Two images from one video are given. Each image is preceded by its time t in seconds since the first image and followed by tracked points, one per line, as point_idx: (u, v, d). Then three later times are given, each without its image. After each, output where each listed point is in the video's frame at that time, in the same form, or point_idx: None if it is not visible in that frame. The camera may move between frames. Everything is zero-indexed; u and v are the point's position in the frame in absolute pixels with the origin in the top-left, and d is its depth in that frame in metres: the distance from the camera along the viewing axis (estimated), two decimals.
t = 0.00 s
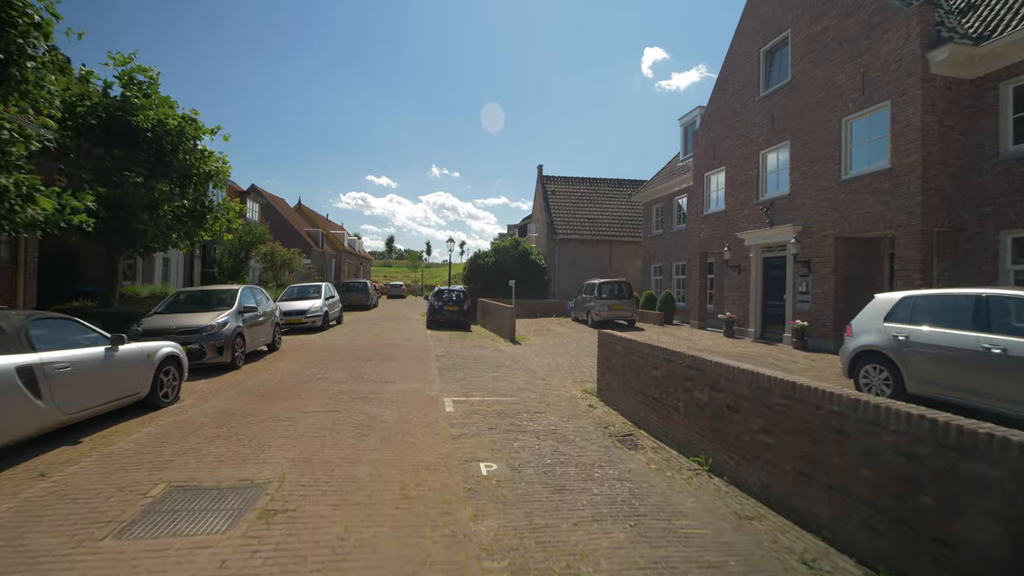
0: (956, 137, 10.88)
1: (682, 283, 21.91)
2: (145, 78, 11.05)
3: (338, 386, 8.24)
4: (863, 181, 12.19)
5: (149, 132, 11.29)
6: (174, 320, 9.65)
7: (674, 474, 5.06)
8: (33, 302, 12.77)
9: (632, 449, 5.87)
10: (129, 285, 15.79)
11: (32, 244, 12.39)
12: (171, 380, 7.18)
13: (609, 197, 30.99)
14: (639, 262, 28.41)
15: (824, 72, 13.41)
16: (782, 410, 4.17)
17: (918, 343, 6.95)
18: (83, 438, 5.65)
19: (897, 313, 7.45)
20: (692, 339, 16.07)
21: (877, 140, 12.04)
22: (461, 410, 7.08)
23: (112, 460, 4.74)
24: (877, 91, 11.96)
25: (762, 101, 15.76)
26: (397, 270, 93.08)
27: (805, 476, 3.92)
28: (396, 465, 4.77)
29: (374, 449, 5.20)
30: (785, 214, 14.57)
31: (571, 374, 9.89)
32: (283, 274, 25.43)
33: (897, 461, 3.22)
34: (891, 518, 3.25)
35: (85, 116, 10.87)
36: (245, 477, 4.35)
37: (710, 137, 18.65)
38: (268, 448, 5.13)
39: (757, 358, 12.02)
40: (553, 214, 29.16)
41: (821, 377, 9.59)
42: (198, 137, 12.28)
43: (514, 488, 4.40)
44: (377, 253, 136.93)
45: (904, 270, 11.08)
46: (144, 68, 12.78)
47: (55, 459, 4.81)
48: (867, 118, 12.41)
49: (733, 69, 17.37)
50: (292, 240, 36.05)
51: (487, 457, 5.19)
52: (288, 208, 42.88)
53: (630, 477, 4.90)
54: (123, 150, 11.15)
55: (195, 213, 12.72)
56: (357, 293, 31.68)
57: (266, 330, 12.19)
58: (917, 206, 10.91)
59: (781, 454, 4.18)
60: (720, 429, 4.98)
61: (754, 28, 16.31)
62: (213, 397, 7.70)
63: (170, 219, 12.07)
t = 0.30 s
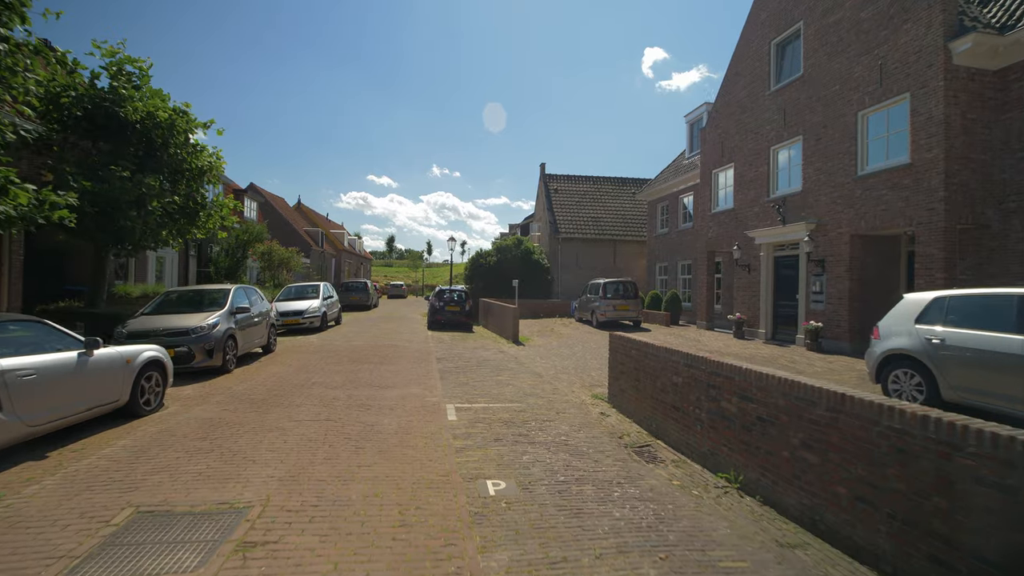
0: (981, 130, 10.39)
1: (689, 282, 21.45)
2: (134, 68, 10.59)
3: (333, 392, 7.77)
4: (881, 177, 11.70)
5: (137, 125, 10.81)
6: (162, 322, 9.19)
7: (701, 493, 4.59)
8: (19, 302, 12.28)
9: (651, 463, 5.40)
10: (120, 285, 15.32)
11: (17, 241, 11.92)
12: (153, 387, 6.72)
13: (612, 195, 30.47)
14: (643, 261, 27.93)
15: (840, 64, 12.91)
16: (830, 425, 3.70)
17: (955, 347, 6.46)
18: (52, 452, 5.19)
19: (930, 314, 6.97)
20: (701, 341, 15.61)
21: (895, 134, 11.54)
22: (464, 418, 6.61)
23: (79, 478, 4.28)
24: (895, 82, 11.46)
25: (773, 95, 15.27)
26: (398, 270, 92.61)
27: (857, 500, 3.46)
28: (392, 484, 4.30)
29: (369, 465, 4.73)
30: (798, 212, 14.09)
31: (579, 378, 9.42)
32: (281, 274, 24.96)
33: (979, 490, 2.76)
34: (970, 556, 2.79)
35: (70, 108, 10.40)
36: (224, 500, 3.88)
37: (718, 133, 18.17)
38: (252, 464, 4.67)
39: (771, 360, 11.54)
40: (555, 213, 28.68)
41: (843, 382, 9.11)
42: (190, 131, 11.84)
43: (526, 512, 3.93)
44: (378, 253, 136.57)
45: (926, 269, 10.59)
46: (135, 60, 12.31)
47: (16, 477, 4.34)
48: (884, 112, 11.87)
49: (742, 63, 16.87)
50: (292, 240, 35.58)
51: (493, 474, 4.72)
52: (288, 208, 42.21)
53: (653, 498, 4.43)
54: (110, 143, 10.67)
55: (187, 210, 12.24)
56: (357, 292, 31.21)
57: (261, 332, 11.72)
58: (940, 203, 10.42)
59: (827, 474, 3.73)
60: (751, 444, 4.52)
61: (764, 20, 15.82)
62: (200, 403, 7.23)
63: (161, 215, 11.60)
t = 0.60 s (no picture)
0: (1007, 123, 9.92)
1: (694, 282, 21.02)
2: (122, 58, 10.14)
3: (327, 399, 7.30)
4: (900, 172, 11.24)
5: (123, 118, 10.34)
6: (148, 324, 8.71)
7: (731, 515, 4.14)
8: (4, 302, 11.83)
9: (672, 479, 4.94)
10: (111, 285, 14.85)
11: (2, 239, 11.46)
12: (133, 395, 6.25)
13: (615, 194, 30.02)
14: (647, 261, 27.48)
15: (856, 56, 12.44)
16: (888, 445, 3.24)
17: (995, 351, 5.99)
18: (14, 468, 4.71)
19: (966, 316, 6.49)
20: (709, 342, 15.16)
21: (915, 129, 11.07)
22: (467, 427, 6.15)
23: (36, 501, 3.82)
24: (915, 75, 11.00)
25: (784, 90, 14.80)
26: (398, 270, 92.21)
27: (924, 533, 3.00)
28: (388, 508, 3.83)
29: (363, 484, 4.27)
30: (810, 209, 13.63)
31: (586, 383, 8.97)
32: (278, 274, 24.48)
33: None
34: None
35: (54, 100, 9.93)
36: (195, 529, 3.42)
37: (726, 130, 17.71)
38: (233, 484, 4.21)
39: (785, 363, 11.08)
40: (558, 212, 28.24)
41: (864, 387, 8.64)
42: (181, 125, 11.40)
43: (540, 542, 3.46)
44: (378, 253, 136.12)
45: (948, 268, 10.12)
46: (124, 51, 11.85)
47: None
48: (903, 105, 11.40)
49: (752, 57, 16.42)
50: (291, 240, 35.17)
51: (501, 494, 4.26)
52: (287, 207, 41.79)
53: (680, 522, 3.96)
54: (95, 137, 10.20)
55: (177, 207, 11.76)
56: (356, 293, 30.75)
57: (254, 333, 11.26)
58: (963, 199, 9.96)
59: (884, 501, 3.27)
60: (787, 462, 4.06)
61: (775, 13, 15.35)
62: (184, 411, 6.77)
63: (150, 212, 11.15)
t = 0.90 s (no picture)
0: None
1: (699, 282, 20.56)
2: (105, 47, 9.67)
3: (317, 406, 6.84)
4: (919, 166, 10.77)
5: (106, 110, 9.86)
6: (129, 325, 8.24)
7: (764, 542, 3.68)
8: None
9: (693, 498, 4.48)
10: (99, 285, 14.36)
11: None
12: (104, 403, 5.77)
13: (617, 192, 29.56)
14: (650, 260, 27.01)
15: (870, 46, 11.97)
16: (958, 471, 2.78)
17: None
18: None
19: (1004, 317, 6.03)
20: (716, 343, 14.70)
21: (934, 121, 10.62)
22: (466, 438, 5.69)
23: None
24: (934, 64, 10.53)
25: (795, 83, 14.33)
26: (398, 270, 91.77)
27: None
28: (376, 537, 3.36)
29: (350, 507, 3.80)
30: (822, 206, 13.17)
31: (593, 388, 8.51)
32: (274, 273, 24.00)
33: None
34: None
35: (33, 90, 9.44)
36: (151, 567, 2.95)
37: (733, 125, 17.24)
38: (203, 507, 3.74)
39: (799, 366, 10.61)
40: (559, 210, 27.76)
41: (887, 392, 8.19)
42: (168, 118, 10.92)
43: None
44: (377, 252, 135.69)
45: (971, 266, 9.64)
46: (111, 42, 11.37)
47: None
48: (922, 96, 10.92)
49: (760, 49, 15.94)
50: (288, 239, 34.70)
51: (504, 519, 3.79)
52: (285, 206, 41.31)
53: (708, 552, 3.50)
54: (76, 129, 9.72)
55: (163, 203, 11.28)
56: (354, 292, 30.27)
57: (245, 335, 10.81)
58: (987, 193, 9.49)
59: (954, 536, 2.80)
60: (830, 484, 3.60)
61: (784, 3, 14.87)
62: (163, 419, 6.31)
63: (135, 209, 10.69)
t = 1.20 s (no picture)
0: None
1: (705, 282, 20.11)
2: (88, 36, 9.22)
3: (309, 415, 6.37)
4: (940, 162, 10.31)
5: (88, 100, 9.38)
6: (110, 328, 7.78)
7: None
8: None
9: (723, 524, 4.02)
10: (88, 285, 13.88)
11: None
12: (75, 413, 5.28)
13: (620, 191, 29.10)
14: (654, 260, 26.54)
15: (888, 37, 11.50)
16: None
17: None
18: None
19: None
20: (725, 346, 14.24)
21: (956, 114, 10.16)
22: (469, 453, 5.21)
23: None
24: (957, 54, 10.07)
25: (807, 76, 13.86)
26: (398, 270, 91.32)
27: None
28: None
29: (338, 539, 3.33)
30: (837, 204, 12.70)
31: (602, 395, 8.04)
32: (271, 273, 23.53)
33: None
34: None
35: (11, 80, 8.97)
36: None
37: (741, 121, 16.78)
38: (170, 540, 3.27)
39: (816, 370, 10.13)
40: (561, 210, 27.31)
41: (915, 399, 7.72)
42: (157, 111, 10.47)
43: None
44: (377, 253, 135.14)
45: (998, 265, 9.18)
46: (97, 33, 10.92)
47: None
48: (943, 88, 10.46)
49: (770, 42, 15.47)
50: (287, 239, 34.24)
51: (513, 554, 3.31)
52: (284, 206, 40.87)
53: None
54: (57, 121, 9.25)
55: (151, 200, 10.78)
56: (353, 293, 29.78)
57: (236, 338, 10.34)
58: (1015, 189, 9.03)
59: None
60: (888, 516, 3.15)
61: None
62: (141, 430, 5.84)
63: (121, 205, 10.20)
